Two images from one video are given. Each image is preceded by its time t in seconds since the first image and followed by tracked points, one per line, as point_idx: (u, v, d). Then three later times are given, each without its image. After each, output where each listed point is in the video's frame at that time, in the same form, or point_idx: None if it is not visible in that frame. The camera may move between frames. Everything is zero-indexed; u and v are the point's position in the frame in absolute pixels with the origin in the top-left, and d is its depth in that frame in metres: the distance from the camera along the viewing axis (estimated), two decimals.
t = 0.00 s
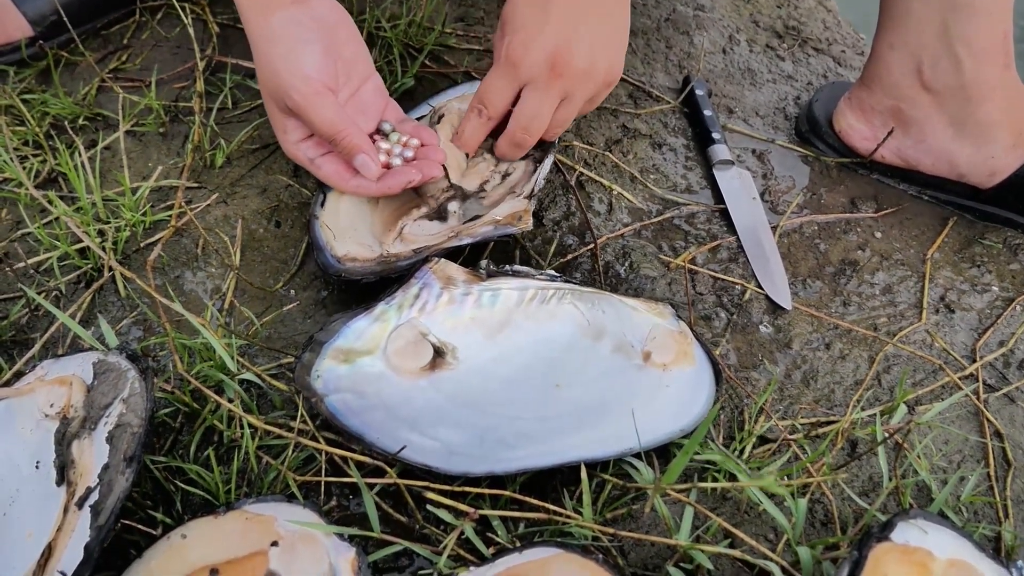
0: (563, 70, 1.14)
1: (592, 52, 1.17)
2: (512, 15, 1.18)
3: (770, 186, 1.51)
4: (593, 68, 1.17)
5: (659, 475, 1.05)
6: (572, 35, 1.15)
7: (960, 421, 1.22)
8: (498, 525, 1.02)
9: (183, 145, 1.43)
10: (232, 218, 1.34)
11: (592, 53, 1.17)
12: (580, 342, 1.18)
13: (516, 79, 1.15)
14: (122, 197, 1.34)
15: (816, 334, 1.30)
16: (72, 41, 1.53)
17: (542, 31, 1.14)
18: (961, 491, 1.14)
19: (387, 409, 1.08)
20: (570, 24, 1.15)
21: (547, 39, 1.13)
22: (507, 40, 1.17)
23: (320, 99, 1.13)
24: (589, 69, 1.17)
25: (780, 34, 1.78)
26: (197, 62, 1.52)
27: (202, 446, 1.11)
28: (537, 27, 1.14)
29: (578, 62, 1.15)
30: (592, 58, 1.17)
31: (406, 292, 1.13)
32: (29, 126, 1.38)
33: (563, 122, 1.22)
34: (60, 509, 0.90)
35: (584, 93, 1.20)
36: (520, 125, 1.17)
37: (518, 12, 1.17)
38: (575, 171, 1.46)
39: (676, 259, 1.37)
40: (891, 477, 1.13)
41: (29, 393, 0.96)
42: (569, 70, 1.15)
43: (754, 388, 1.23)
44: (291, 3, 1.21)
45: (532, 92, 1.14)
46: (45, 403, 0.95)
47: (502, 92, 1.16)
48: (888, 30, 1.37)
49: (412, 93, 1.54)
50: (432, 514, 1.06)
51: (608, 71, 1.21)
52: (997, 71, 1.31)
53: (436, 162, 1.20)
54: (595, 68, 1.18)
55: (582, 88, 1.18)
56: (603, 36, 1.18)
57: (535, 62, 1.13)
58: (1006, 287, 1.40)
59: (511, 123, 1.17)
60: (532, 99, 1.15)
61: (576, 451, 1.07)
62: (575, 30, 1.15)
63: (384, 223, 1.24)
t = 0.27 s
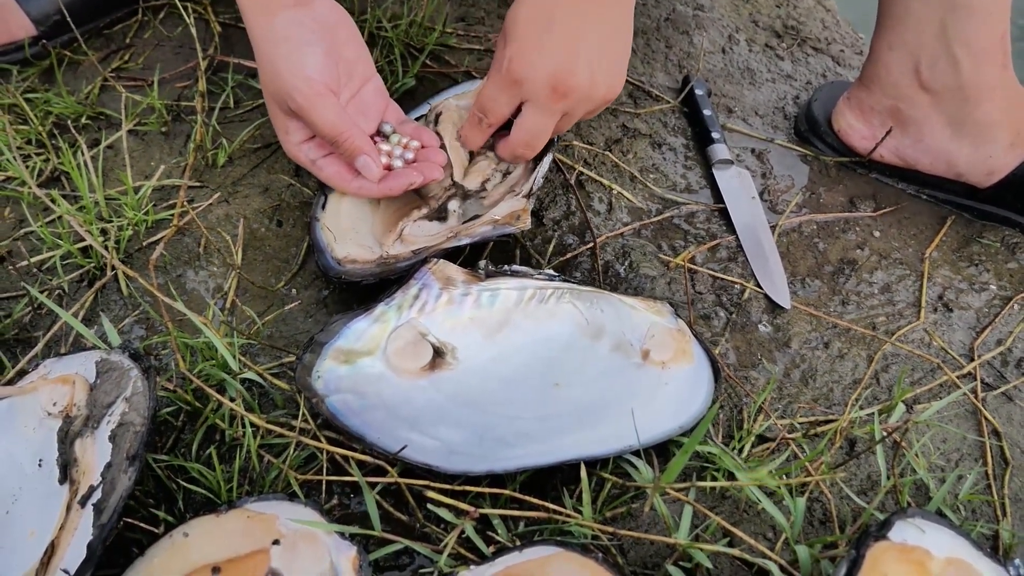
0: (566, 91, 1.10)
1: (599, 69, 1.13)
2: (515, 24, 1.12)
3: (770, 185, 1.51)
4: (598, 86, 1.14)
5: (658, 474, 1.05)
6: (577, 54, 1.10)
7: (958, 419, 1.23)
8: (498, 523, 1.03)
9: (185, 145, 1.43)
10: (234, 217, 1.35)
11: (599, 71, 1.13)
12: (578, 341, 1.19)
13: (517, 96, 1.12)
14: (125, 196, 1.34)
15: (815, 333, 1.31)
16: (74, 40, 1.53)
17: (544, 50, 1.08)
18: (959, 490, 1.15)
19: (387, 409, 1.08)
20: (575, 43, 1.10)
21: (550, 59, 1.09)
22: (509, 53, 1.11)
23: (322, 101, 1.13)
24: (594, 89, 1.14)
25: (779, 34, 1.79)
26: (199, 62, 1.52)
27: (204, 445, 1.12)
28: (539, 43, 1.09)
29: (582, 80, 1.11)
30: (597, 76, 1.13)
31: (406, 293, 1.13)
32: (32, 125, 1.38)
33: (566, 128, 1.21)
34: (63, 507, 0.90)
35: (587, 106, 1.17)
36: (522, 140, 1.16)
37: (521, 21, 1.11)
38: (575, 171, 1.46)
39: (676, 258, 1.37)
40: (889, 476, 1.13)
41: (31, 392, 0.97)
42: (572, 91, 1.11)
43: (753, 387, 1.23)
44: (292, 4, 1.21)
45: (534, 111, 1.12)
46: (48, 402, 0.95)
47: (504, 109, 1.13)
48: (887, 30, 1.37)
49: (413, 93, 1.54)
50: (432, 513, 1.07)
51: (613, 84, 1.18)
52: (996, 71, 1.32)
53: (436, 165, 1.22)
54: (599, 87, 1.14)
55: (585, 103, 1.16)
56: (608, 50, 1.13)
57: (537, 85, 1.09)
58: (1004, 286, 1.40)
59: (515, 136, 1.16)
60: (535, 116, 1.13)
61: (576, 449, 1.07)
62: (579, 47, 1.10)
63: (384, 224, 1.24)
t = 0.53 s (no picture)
0: (580, 84, 1.13)
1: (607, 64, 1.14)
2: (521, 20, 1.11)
3: (769, 186, 1.51)
4: (606, 80, 1.15)
5: (658, 473, 1.05)
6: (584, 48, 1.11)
7: (957, 419, 1.23)
8: (498, 524, 1.03)
9: (188, 145, 1.43)
10: (236, 218, 1.35)
11: (608, 66, 1.14)
12: (575, 342, 1.19)
13: (532, 92, 1.11)
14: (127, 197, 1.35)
15: (815, 333, 1.31)
16: (78, 41, 1.53)
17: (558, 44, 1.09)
18: (958, 490, 1.15)
19: (388, 413, 1.09)
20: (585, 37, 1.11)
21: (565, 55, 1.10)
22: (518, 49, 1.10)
23: (322, 103, 1.14)
24: (604, 83, 1.15)
25: (779, 34, 1.79)
26: (201, 62, 1.52)
27: (206, 445, 1.12)
28: (552, 38, 1.09)
29: (595, 73, 1.13)
30: (606, 70, 1.14)
31: (404, 298, 1.14)
32: (35, 125, 1.39)
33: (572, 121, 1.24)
34: (65, 507, 0.90)
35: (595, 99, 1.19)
36: (534, 133, 1.17)
37: (529, 16, 1.10)
38: (575, 171, 1.46)
39: (676, 259, 1.38)
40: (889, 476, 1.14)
41: (34, 391, 0.97)
42: (585, 84, 1.13)
43: (753, 387, 1.24)
44: (295, 7, 1.22)
45: (548, 105, 1.13)
46: (51, 402, 0.96)
47: (518, 105, 1.12)
48: (887, 30, 1.37)
49: (414, 93, 1.54)
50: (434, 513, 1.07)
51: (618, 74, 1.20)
52: (996, 71, 1.32)
53: (436, 172, 1.23)
54: (607, 80, 1.16)
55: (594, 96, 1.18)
56: (615, 43, 1.14)
57: (556, 80, 1.10)
58: (1003, 286, 1.41)
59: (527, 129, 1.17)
60: (546, 110, 1.14)
61: (576, 447, 1.08)
62: (590, 40, 1.12)
63: (383, 230, 1.24)
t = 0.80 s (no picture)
0: (574, 76, 1.09)
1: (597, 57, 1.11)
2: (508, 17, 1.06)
3: (769, 190, 1.51)
4: (598, 71, 1.12)
5: (657, 476, 1.05)
6: (574, 42, 1.08)
7: (956, 423, 1.23)
8: (498, 526, 1.04)
9: (188, 148, 1.44)
10: (236, 221, 1.35)
11: (599, 59, 1.11)
12: (575, 344, 1.19)
13: (525, 90, 1.08)
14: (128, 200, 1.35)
15: (815, 337, 1.32)
16: (79, 44, 1.54)
17: (550, 40, 1.05)
18: (957, 493, 1.15)
19: (387, 416, 1.09)
20: (575, 29, 1.07)
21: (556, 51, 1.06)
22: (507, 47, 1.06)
23: (334, 106, 1.14)
24: (595, 75, 1.13)
25: (779, 38, 1.79)
26: (202, 66, 1.53)
27: (205, 448, 1.12)
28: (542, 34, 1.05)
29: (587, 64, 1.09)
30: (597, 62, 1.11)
31: (404, 301, 1.14)
32: (36, 128, 1.39)
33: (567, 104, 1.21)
34: (65, 510, 0.90)
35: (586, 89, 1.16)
36: (531, 126, 1.15)
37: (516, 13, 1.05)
38: (575, 175, 1.47)
39: (675, 263, 1.38)
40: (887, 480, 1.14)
41: (35, 394, 0.97)
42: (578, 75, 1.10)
43: (752, 391, 1.24)
44: (305, 10, 1.22)
45: (542, 100, 1.11)
46: (51, 404, 0.96)
47: (513, 104, 1.10)
48: (885, 34, 1.38)
49: (415, 97, 1.55)
50: (433, 516, 1.07)
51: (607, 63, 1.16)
52: (994, 74, 1.32)
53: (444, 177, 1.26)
54: (599, 71, 1.13)
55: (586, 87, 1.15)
56: (602, 34, 1.11)
57: (547, 76, 1.06)
58: (1002, 290, 1.41)
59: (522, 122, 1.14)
60: (536, 103, 1.12)
61: (575, 451, 1.08)
62: (579, 29, 1.08)
63: (383, 232, 1.25)
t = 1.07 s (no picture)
0: (562, 88, 1.11)
1: (590, 70, 1.14)
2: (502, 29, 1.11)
3: (768, 193, 1.52)
4: (590, 85, 1.15)
5: (655, 480, 1.05)
6: (566, 53, 1.11)
7: (955, 426, 1.23)
8: (497, 529, 1.04)
9: (189, 151, 1.44)
10: (236, 224, 1.35)
11: (591, 73, 1.14)
12: (576, 348, 1.19)
13: (514, 99, 1.11)
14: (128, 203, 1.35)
15: (814, 340, 1.32)
16: (80, 47, 1.54)
17: (539, 49, 1.09)
18: (956, 497, 1.15)
19: (387, 416, 1.09)
20: (566, 42, 1.11)
21: (545, 58, 1.09)
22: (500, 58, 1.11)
23: (321, 112, 1.14)
24: (587, 89, 1.15)
25: (778, 42, 1.80)
26: (202, 69, 1.53)
27: (205, 451, 1.12)
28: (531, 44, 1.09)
29: (576, 77, 1.12)
30: (590, 76, 1.14)
31: (406, 300, 1.15)
32: (37, 131, 1.39)
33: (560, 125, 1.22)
34: (64, 513, 0.90)
35: (579, 106, 1.18)
36: (518, 141, 1.17)
37: (510, 25, 1.11)
38: (574, 178, 1.47)
39: (674, 266, 1.38)
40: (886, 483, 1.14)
41: (35, 397, 0.97)
42: (567, 87, 1.12)
43: (751, 394, 1.24)
44: (295, 15, 1.22)
45: (534, 112, 1.13)
46: (51, 408, 0.96)
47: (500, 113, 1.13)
48: (882, 40, 1.38)
49: (415, 100, 1.55)
50: (432, 519, 1.08)
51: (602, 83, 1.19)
52: (992, 80, 1.32)
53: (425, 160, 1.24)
54: (591, 86, 1.15)
55: (579, 103, 1.17)
56: (595, 51, 1.14)
57: (535, 86, 1.09)
58: (1000, 293, 1.41)
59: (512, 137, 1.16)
60: (529, 115, 1.14)
61: (573, 456, 1.08)
62: (570, 43, 1.11)
63: (383, 231, 1.26)
